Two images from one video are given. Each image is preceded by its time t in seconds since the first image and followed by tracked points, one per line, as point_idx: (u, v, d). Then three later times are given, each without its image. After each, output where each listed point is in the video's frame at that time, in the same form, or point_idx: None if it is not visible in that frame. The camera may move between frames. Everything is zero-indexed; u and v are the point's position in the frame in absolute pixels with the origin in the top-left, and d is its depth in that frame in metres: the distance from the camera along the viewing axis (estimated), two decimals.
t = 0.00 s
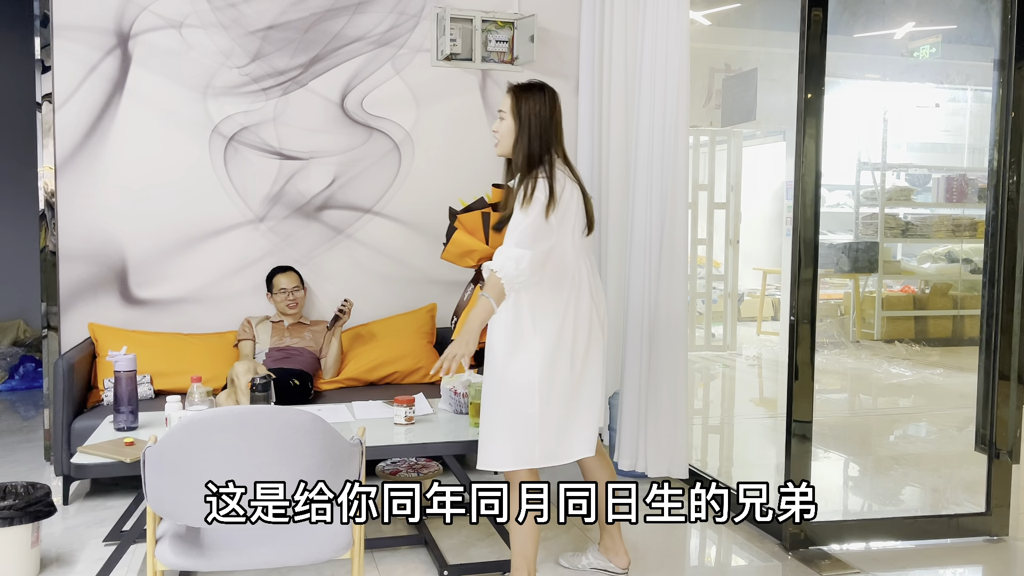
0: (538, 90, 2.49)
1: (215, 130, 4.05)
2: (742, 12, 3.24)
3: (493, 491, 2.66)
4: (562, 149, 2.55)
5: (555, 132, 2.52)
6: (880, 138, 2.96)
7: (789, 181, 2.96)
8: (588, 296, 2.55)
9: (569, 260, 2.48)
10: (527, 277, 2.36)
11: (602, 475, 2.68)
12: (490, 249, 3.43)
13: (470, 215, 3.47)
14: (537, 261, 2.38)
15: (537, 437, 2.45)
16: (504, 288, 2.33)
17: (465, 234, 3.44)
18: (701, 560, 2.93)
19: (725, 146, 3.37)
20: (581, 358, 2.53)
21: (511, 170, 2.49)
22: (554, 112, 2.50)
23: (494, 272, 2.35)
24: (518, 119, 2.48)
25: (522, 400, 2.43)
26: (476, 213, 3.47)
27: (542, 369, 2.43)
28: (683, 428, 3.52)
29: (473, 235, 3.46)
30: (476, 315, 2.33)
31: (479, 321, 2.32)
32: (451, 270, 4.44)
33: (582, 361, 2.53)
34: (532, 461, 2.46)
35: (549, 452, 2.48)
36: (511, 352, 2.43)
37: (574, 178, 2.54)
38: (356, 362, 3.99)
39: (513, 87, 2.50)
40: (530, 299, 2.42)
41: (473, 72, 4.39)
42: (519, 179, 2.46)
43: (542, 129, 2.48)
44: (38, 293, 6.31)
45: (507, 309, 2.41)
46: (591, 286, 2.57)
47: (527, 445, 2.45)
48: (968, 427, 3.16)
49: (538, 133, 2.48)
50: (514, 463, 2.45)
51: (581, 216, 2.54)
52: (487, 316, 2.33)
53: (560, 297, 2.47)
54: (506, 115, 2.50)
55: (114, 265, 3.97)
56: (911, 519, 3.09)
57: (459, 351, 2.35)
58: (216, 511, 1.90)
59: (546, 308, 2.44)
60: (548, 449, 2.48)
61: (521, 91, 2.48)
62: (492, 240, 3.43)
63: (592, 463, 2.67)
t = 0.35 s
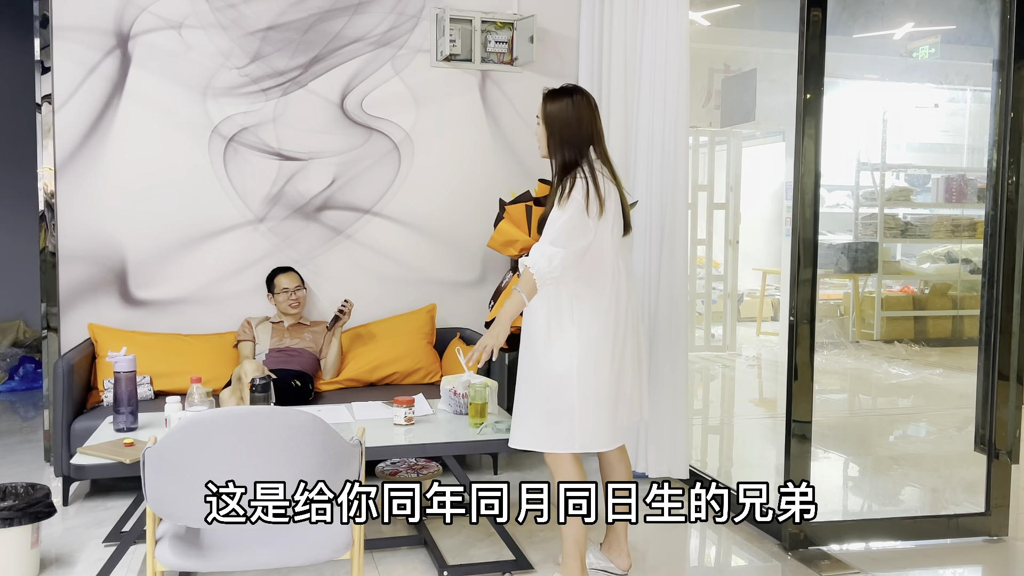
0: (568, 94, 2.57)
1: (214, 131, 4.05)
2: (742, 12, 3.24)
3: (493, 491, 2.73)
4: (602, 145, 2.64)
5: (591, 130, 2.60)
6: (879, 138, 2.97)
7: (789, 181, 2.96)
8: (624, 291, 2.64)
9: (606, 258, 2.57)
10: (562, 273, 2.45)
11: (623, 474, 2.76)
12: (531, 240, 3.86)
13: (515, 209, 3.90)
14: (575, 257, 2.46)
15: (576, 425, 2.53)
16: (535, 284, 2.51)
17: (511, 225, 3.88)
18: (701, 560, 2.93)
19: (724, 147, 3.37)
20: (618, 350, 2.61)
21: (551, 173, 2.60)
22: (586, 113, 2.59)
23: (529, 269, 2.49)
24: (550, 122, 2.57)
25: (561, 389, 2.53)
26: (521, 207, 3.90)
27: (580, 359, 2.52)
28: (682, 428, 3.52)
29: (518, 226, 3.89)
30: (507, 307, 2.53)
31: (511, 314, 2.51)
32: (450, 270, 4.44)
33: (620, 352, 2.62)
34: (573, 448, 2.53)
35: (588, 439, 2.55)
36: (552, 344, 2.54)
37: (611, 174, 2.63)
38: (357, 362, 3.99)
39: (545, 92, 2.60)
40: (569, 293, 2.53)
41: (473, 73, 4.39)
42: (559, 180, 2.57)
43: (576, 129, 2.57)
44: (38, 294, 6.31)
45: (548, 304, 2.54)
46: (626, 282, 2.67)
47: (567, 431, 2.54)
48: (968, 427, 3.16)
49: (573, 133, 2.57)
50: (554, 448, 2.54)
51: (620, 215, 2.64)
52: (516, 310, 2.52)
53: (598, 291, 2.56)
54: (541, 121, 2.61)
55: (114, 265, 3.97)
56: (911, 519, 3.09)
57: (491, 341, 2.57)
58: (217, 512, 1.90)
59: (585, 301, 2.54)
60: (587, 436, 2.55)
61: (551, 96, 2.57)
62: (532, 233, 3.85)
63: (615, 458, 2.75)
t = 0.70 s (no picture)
0: (583, 96, 2.57)
1: (213, 131, 4.05)
2: (741, 12, 3.24)
3: (493, 492, 2.73)
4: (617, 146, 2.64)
5: (606, 132, 2.60)
6: (878, 138, 2.96)
7: (787, 181, 2.96)
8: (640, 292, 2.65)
9: (621, 257, 2.58)
10: (573, 272, 2.45)
11: (628, 475, 2.77)
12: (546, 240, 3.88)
13: (530, 209, 3.88)
14: (587, 256, 2.46)
15: (591, 424, 2.52)
16: (543, 280, 2.53)
17: (526, 227, 3.90)
18: (700, 561, 2.93)
19: (723, 147, 3.37)
20: (633, 351, 2.61)
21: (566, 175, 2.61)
22: (601, 114, 2.58)
23: (540, 266, 2.50)
24: (565, 124, 2.58)
25: (577, 387, 2.53)
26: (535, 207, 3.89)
27: (596, 357, 2.52)
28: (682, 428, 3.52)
29: (533, 227, 3.89)
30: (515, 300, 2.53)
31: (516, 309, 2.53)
32: (449, 270, 4.44)
33: (635, 353, 2.61)
34: (587, 446, 2.52)
35: (602, 438, 2.54)
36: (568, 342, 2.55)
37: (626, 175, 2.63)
38: (357, 362, 3.99)
39: (560, 95, 2.60)
40: (585, 292, 2.54)
41: (472, 73, 4.39)
42: (574, 181, 2.58)
43: (592, 131, 2.57)
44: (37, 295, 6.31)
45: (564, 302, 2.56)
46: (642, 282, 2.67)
47: (582, 430, 2.53)
48: (967, 427, 3.16)
49: (588, 135, 2.57)
50: (569, 446, 2.54)
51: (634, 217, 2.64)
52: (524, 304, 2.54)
53: (614, 290, 2.57)
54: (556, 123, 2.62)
55: (112, 265, 3.97)
56: (910, 519, 3.09)
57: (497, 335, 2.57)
58: (216, 511, 1.90)
59: (601, 299, 2.55)
60: (602, 435, 2.54)
61: (566, 98, 2.58)
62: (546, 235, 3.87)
63: (621, 458, 2.75)
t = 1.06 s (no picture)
0: (593, 95, 2.57)
1: (212, 130, 4.05)
2: (740, 12, 3.24)
3: (493, 492, 2.74)
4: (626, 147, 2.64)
5: (616, 132, 2.60)
6: (878, 138, 2.97)
7: (787, 181, 2.96)
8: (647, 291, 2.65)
9: (631, 258, 2.58)
10: (584, 273, 2.45)
11: (629, 474, 2.76)
12: (552, 240, 3.88)
13: (537, 209, 3.91)
14: (600, 256, 2.46)
15: (596, 423, 2.51)
16: (559, 279, 2.53)
17: (532, 225, 3.90)
18: (699, 560, 2.93)
19: (722, 147, 3.37)
20: (639, 351, 2.61)
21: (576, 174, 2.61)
22: (611, 114, 2.58)
23: (553, 265, 2.50)
24: (575, 124, 2.59)
25: (583, 386, 2.52)
26: (543, 207, 3.90)
27: (603, 357, 2.52)
28: (681, 428, 3.52)
29: (540, 226, 3.90)
30: (533, 300, 2.54)
31: (535, 309, 2.52)
32: (449, 269, 4.44)
33: (641, 353, 2.61)
34: (591, 446, 2.52)
35: (607, 439, 2.53)
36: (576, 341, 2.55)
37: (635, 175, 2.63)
38: (356, 361, 3.99)
39: (570, 94, 2.61)
40: (594, 291, 2.54)
41: (472, 72, 4.39)
42: (583, 180, 2.57)
43: (600, 129, 2.57)
44: (36, 294, 6.30)
45: (573, 301, 2.57)
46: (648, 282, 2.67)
47: (587, 429, 2.52)
48: (966, 427, 3.16)
49: (597, 134, 2.57)
50: (573, 445, 2.54)
51: (642, 216, 2.64)
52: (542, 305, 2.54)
53: (623, 291, 2.57)
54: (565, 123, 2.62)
55: (111, 264, 3.96)
56: (909, 519, 3.09)
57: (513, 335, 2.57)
58: (215, 510, 1.89)
59: (609, 298, 2.55)
60: (606, 435, 2.53)
61: (576, 98, 2.58)
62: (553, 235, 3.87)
63: (622, 458, 2.75)
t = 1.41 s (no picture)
0: (589, 95, 2.58)
1: (213, 127, 4.04)
2: (741, 11, 3.24)
3: (493, 491, 2.74)
4: (627, 144, 2.64)
5: (614, 130, 2.60)
6: (878, 138, 2.97)
7: (787, 181, 2.96)
8: (649, 289, 2.65)
9: (633, 255, 2.58)
10: (585, 270, 2.44)
11: (629, 474, 2.76)
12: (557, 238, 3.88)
13: (542, 208, 3.90)
14: (601, 253, 2.46)
15: (597, 422, 2.51)
16: (559, 276, 2.51)
17: (537, 223, 3.90)
18: (699, 559, 2.93)
19: (723, 146, 3.37)
20: (641, 350, 2.61)
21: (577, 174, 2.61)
22: (609, 112, 2.59)
23: (553, 262, 2.50)
24: (573, 124, 2.59)
25: (584, 384, 2.52)
26: (548, 205, 3.90)
27: (604, 355, 2.52)
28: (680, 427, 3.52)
29: (544, 224, 3.90)
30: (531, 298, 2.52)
31: (533, 307, 2.51)
32: (448, 268, 4.44)
33: (643, 352, 2.61)
34: (592, 444, 2.52)
35: (608, 437, 2.54)
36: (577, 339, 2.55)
37: (637, 172, 2.63)
38: (356, 360, 3.99)
39: (566, 96, 2.61)
40: (596, 289, 2.54)
41: (473, 70, 4.38)
42: (586, 179, 2.57)
43: (598, 128, 2.57)
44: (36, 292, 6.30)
45: (575, 299, 2.57)
46: (650, 279, 2.67)
47: (588, 428, 2.52)
48: (965, 427, 3.17)
49: (596, 134, 2.57)
50: (574, 444, 2.53)
51: (644, 213, 2.64)
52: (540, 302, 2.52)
53: (624, 289, 2.57)
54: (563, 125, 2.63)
55: (111, 262, 3.96)
56: (908, 519, 3.09)
57: (513, 330, 2.57)
58: (215, 508, 1.90)
59: (611, 297, 2.55)
60: (607, 434, 2.53)
61: (572, 99, 2.59)
62: (557, 233, 3.87)
63: (623, 457, 2.75)
